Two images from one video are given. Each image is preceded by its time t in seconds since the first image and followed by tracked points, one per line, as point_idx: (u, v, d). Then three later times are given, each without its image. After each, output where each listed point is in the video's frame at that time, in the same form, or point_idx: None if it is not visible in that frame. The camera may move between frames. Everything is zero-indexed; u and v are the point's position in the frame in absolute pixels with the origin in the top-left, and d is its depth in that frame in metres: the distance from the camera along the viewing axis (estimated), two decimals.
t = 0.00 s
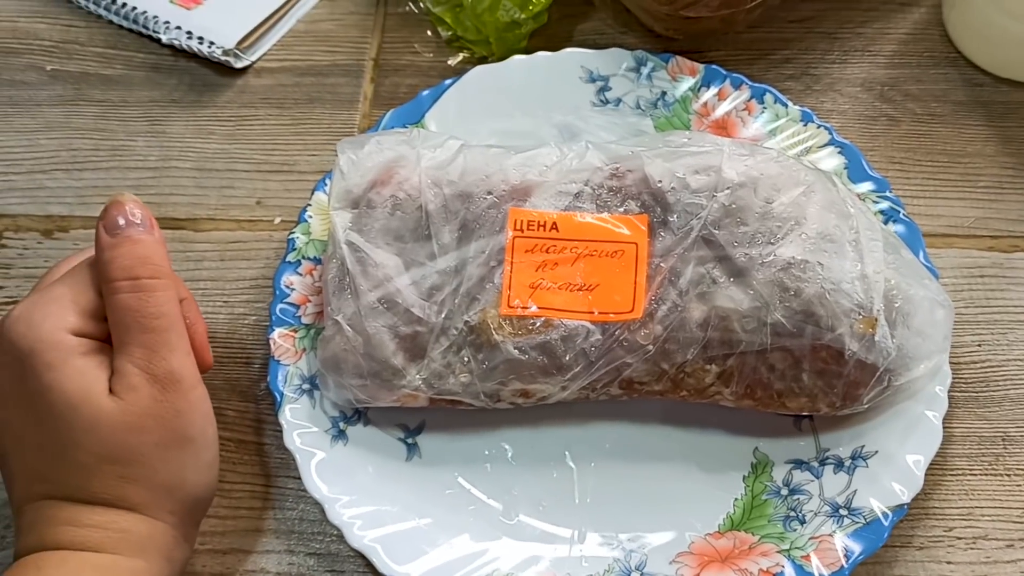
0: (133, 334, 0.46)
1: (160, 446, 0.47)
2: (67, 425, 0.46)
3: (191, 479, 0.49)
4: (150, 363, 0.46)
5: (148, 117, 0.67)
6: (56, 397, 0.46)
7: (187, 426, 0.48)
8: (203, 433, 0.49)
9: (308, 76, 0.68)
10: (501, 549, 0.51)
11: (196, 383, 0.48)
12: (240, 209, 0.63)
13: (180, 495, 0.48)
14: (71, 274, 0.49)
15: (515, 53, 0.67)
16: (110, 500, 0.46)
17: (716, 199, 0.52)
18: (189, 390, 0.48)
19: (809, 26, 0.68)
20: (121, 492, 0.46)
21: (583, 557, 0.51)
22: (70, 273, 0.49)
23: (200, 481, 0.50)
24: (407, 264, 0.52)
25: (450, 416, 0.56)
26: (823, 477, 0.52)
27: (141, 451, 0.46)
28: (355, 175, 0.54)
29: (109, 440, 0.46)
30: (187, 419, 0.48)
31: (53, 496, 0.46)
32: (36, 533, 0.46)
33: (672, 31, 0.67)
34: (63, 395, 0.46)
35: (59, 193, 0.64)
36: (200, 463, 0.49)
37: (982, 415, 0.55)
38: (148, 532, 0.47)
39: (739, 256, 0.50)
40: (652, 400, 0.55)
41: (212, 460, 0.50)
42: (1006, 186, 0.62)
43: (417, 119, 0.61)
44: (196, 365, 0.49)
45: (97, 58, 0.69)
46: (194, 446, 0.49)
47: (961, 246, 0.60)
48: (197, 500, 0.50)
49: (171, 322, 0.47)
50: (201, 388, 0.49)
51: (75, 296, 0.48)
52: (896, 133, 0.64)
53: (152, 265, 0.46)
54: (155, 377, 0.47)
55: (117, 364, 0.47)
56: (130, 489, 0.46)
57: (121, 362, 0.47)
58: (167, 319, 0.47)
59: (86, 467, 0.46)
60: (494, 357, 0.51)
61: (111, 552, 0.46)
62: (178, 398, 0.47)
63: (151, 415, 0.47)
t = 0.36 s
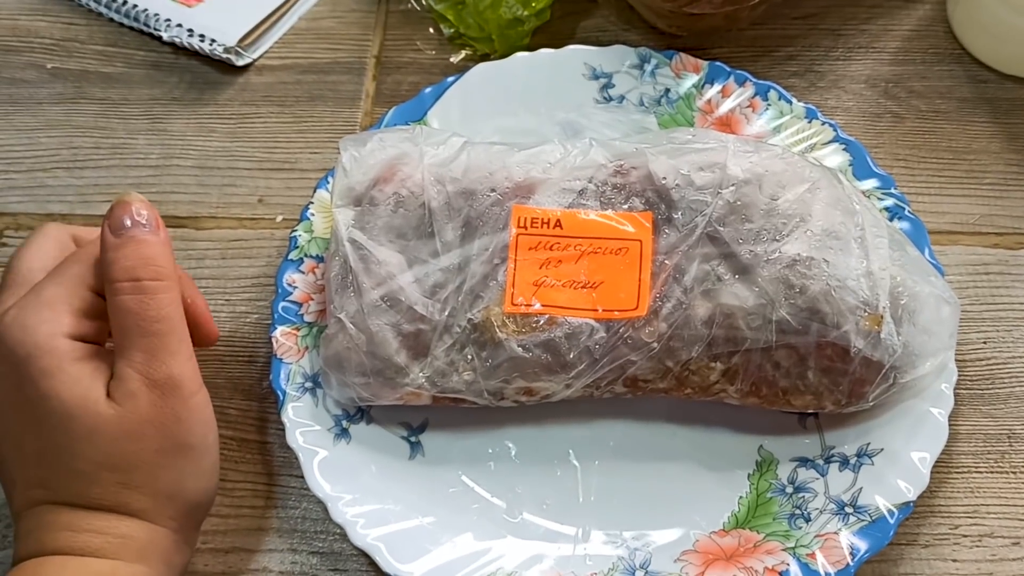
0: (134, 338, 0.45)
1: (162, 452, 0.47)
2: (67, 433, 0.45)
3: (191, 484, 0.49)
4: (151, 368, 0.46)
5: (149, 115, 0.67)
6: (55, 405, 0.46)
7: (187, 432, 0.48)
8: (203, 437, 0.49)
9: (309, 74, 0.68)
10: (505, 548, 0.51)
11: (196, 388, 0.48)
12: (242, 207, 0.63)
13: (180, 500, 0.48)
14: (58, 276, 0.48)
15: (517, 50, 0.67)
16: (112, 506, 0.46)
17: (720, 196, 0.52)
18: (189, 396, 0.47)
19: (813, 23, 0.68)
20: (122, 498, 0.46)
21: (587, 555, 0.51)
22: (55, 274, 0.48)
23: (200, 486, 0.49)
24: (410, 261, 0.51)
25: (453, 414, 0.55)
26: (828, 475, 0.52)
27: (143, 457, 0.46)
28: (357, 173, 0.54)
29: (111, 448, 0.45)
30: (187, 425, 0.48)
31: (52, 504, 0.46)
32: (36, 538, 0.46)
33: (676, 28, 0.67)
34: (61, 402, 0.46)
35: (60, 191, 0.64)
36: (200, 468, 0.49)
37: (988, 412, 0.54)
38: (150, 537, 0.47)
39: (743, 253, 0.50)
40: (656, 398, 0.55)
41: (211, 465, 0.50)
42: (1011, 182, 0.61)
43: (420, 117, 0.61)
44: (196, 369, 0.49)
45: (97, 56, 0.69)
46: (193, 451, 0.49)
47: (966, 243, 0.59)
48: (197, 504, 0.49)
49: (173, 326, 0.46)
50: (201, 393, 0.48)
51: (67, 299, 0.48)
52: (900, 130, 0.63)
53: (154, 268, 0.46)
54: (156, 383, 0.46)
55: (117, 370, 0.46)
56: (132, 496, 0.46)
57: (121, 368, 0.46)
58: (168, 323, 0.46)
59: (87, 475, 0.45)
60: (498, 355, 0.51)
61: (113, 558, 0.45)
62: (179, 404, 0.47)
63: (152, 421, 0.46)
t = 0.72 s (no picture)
0: (161, 334, 0.43)
1: (182, 451, 0.45)
2: (83, 426, 0.43)
3: (207, 481, 0.47)
4: (176, 367, 0.44)
5: (149, 101, 0.67)
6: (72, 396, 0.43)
7: (208, 431, 0.45)
8: (223, 436, 0.47)
9: (310, 61, 0.68)
10: (506, 531, 0.51)
11: (219, 387, 0.46)
12: (242, 192, 0.63)
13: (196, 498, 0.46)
14: (31, 263, 0.43)
15: (518, 36, 0.67)
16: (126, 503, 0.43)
17: (722, 178, 0.51)
18: (214, 395, 0.45)
19: (815, 9, 0.68)
20: (138, 497, 0.44)
21: (588, 538, 0.51)
22: (25, 261, 0.43)
23: (215, 483, 0.47)
24: (411, 245, 0.51)
25: (454, 398, 0.55)
26: (830, 458, 0.52)
27: (162, 455, 0.44)
28: (358, 156, 0.54)
29: (130, 445, 0.43)
30: (208, 424, 0.45)
31: (65, 498, 0.43)
32: (46, 534, 0.43)
33: (677, 13, 0.67)
34: (78, 397, 0.43)
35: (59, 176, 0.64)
36: (217, 466, 0.47)
37: (990, 396, 0.54)
38: (164, 535, 0.45)
39: (745, 235, 0.50)
40: (657, 382, 0.55)
41: (226, 462, 0.48)
42: (1013, 168, 0.61)
43: (420, 102, 0.61)
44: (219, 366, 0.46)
45: (97, 42, 0.69)
46: (213, 450, 0.46)
47: (969, 228, 0.59)
48: (210, 501, 0.47)
49: (202, 323, 0.44)
50: (224, 391, 0.46)
51: (64, 282, 0.44)
52: (902, 115, 0.63)
53: (187, 261, 0.43)
54: (181, 381, 0.44)
55: (140, 365, 0.44)
56: (149, 493, 0.44)
57: (146, 363, 0.44)
58: (197, 320, 0.44)
59: (104, 472, 0.43)
60: (498, 338, 0.51)
61: (127, 554, 0.43)
62: (203, 404, 0.45)
63: (173, 420, 0.44)
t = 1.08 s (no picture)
0: (158, 328, 0.42)
1: (170, 446, 0.44)
2: (72, 417, 0.43)
3: (195, 475, 0.46)
4: (169, 363, 0.43)
5: (135, 96, 0.67)
6: (62, 387, 0.43)
7: (198, 426, 0.45)
8: (213, 431, 0.46)
9: (296, 55, 0.67)
10: (489, 525, 0.51)
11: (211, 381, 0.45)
12: (227, 187, 0.63)
13: (183, 491, 0.46)
14: (11, 260, 0.44)
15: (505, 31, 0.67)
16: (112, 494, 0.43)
17: (705, 171, 0.51)
18: (206, 390, 0.44)
19: (802, 3, 0.68)
20: (125, 489, 0.44)
21: (571, 531, 0.51)
22: (7, 257, 0.44)
23: (203, 476, 0.47)
24: (394, 238, 0.51)
25: (438, 392, 0.55)
26: (812, 452, 0.52)
27: (150, 449, 0.44)
28: (341, 149, 0.54)
29: (120, 437, 0.43)
30: (199, 419, 0.45)
31: (51, 487, 0.43)
32: (31, 523, 0.43)
33: (664, 8, 0.67)
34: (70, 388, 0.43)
35: (45, 171, 0.64)
36: (206, 460, 0.47)
37: (974, 390, 0.54)
38: (150, 526, 0.45)
39: (728, 229, 0.50)
40: (641, 376, 0.55)
41: (215, 456, 0.47)
42: (999, 162, 0.61)
43: (406, 96, 0.61)
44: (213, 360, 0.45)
45: (84, 37, 0.69)
46: (202, 445, 0.46)
47: (954, 222, 0.59)
48: (198, 494, 0.47)
49: (200, 320, 0.42)
50: (216, 386, 0.45)
51: (49, 274, 0.44)
52: (889, 110, 0.63)
53: (191, 254, 0.41)
54: (173, 376, 0.43)
55: (133, 357, 0.43)
56: (135, 486, 0.44)
57: (139, 356, 0.43)
58: (197, 314, 0.42)
59: (92, 464, 0.43)
60: (481, 332, 0.51)
61: (111, 546, 0.43)
62: (193, 399, 0.44)
63: (163, 415, 0.43)
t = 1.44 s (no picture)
0: (88, 322, 0.46)
1: (118, 436, 0.48)
2: (32, 420, 0.47)
3: (154, 466, 0.49)
4: (104, 354, 0.47)
5: (125, 100, 0.67)
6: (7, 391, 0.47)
7: (144, 416, 0.49)
8: (159, 422, 0.49)
9: (286, 59, 0.67)
10: (475, 529, 0.51)
11: (152, 372, 0.49)
12: (216, 191, 0.63)
13: (144, 482, 0.49)
14: None
15: (495, 35, 0.66)
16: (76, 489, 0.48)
17: (692, 176, 0.51)
18: (143, 380, 0.48)
19: (792, 8, 0.68)
20: (80, 483, 0.47)
21: (557, 535, 0.51)
22: None
23: (165, 467, 0.50)
24: (382, 243, 0.51)
25: (425, 396, 0.55)
26: (799, 456, 0.52)
27: (97, 441, 0.47)
28: (329, 154, 0.54)
29: (69, 433, 0.47)
30: (144, 410, 0.48)
31: (21, 489, 0.47)
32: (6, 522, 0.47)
33: (653, 11, 0.67)
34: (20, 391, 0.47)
35: (35, 175, 0.64)
36: (163, 450, 0.50)
37: (961, 394, 0.54)
38: (114, 518, 0.48)
39: (714, 233, 0.50)
40: (629, 381, 0.55)
41: (174, 446, 0.51)
42: (987, 166, 0.61)
43: (395, 100, 0.61)
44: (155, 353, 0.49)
45: (74, 40, 0.69)
46: (153, 436, 0.49)
47: (942, 226, 0.59)
48: (163, 485, 0.50)
49: (132, 310, 0.46)
50: (158, 377, 0.49)
51: None
52: (877, 114, 0.63)
53: (109, 249, 0.45)
54: (109, 369, 0.47)
55: (68, 357, 0.47)
56: (90, 479, 0.48)
57: (74, 354, 0.47)
58: (123, 306, 0.46)
59: (47, 461, 0.47)
60: (468, 336, 0.51)
61: (76, 539, 0.47)
62: (132, 389, 0.48)
63: (106, 408, 0.47)
